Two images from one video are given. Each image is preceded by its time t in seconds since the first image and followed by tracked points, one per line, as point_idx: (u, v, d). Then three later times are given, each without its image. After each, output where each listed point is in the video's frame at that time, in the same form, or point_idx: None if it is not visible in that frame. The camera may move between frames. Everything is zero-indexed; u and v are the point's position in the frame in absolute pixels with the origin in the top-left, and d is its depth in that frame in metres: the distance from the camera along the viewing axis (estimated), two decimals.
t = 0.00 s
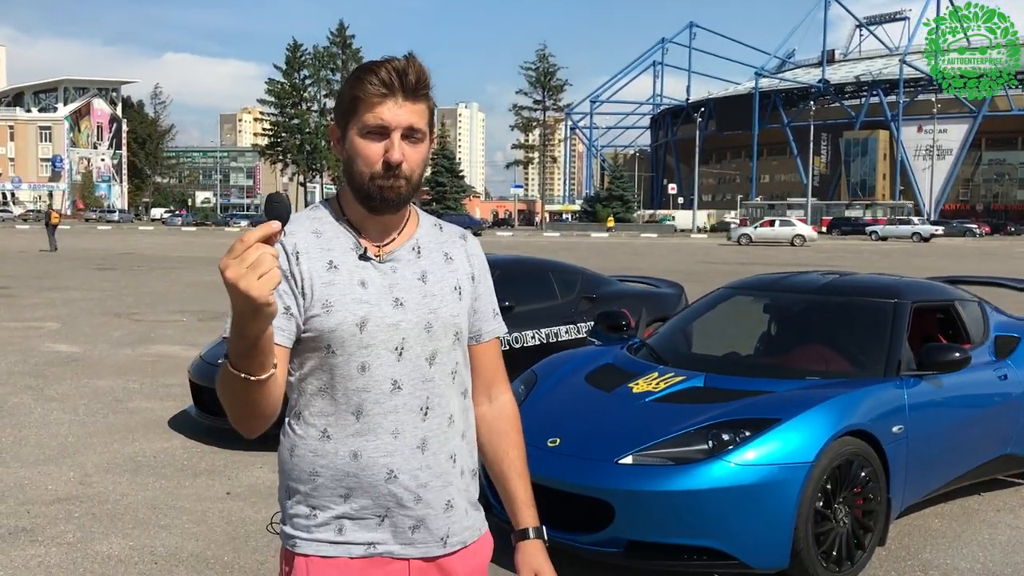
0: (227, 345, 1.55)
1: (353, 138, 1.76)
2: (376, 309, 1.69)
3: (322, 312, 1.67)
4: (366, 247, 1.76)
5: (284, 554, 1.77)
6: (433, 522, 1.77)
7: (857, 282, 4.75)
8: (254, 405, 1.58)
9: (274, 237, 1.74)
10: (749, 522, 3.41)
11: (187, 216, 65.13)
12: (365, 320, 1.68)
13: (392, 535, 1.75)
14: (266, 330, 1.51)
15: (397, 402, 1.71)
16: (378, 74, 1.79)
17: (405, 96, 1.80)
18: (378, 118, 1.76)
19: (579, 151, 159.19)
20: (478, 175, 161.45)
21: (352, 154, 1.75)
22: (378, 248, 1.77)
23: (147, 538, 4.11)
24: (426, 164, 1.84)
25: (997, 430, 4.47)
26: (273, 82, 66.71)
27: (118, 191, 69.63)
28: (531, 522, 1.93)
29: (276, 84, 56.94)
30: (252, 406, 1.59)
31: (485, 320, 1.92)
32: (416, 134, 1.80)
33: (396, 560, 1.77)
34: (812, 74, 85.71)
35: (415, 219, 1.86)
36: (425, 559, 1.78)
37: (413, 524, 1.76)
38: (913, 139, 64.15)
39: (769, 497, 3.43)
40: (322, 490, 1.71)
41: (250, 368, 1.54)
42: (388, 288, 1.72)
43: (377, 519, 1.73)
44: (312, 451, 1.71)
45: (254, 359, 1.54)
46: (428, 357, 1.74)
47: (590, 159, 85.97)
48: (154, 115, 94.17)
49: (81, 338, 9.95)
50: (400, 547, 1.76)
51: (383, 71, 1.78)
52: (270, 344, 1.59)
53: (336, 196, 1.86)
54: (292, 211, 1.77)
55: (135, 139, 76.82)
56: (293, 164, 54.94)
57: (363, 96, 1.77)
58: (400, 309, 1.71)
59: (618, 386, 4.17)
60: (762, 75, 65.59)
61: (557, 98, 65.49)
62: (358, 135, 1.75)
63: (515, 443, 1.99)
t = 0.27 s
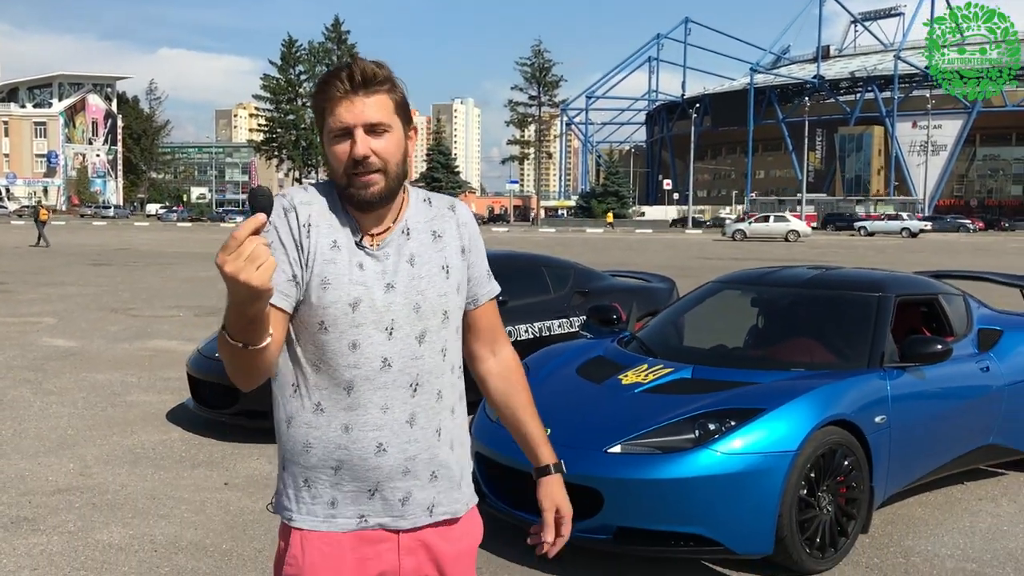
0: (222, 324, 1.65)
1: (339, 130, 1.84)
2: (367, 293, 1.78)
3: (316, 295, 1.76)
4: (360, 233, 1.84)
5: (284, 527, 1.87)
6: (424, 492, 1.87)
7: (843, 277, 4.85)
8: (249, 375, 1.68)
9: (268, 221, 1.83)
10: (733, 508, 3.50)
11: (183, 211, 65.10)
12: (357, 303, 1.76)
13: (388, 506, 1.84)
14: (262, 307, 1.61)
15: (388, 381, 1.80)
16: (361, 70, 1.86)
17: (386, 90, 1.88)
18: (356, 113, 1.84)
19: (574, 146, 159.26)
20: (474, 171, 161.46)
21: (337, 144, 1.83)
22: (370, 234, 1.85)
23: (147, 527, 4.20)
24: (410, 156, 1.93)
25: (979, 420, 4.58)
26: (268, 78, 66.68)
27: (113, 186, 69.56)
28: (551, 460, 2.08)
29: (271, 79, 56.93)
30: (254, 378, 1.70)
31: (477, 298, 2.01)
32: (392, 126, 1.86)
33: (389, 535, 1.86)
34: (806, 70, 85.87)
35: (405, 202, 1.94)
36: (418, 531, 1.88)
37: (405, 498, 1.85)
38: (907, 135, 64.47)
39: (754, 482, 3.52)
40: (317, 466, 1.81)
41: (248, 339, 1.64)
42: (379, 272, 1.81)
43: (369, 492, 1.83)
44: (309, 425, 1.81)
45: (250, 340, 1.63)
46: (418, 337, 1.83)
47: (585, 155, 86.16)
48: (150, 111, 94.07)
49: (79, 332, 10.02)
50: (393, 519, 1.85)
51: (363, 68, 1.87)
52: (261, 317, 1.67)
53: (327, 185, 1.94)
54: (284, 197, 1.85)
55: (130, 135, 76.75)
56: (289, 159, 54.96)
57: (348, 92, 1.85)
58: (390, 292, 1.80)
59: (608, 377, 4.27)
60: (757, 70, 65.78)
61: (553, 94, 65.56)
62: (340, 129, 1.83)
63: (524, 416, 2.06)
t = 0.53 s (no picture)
0: (211, 322, 1.70)
1: (324, 135, 1.90)
2: (357, 288, 1.85)
3: (308, 290, 1.82)
4: (348, 229, 1.90)
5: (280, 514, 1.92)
6: (414, 474, 1.93)
7: (828, 272, 4.94)
8: (240, 364, 1.72)
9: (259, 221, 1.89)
10: (719, 500, 3.58)
11: (178, 207, 65.03)
12: (347, 298, 1.83)
13: (381, 491, 1.90)
14: (247, 302, 1.66)
15: (379, 371, 1.87)
16: (347, 75, 1.92)
17: (370, 95, 1.94)
18: (341, 121, 1.90)
19: (570, 142, 159.37)
20: (469, 166, 161.38)
21: (322, 148, 1.90)
22: (358, 230, 1.92)
23: (144, 518, 4.27)
24: (394, 161, 1.99)
25: (964, 411, 4.66)
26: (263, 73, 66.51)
27: (108, 182, 69.40)
28: (538, 440, 2.12)
29: (266, 75, 56.83)
30: (253, 371, 1.77)
31: (464, 283, 2.07)
32: (377, 131, 1.92)
33: (382, 520, 1.92)
34: (802, 66, 85.94)
35: (391, 198, 2.01)
36: (412, 515, 1.94)
37: (396, 484, 1.92)
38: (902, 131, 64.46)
39: (739, 473, 3.60)
40: (311, 456, 1.88)
41: (234, 334, 1.69)
42: (369, 266, 1.88)
43: (361, 479, 1.89)
44: (306, 416, 1.87)
45: (245, 332, 1.69)
46: (406, 327, 1.89)
47: (581, 151, 86.18)
48: (145, 106, 93.85)
49: (74, 328, 10.07)
50: (386, 502, 1.91)
51: (348, 74, 1.93)
52: (253, 311, 1.74)
53: (316, 183, 2.00)
54: (274, 198, 1.91)
55: (125, 130, 76.58)
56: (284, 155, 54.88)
57: (334, 96, 1.91)
58: (379, 285, 1.86)
59: (597, 371, 4.36)
60: (753, 66, 65.85)
61: (548, 90, 65.56)
62: (325, 135, 1.89)
63: (515, 401, 2.11)
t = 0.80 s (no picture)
0: (198, 306, 1.75)
1: (308, 131, 1.96)
2: (340, 279, 1.92)
3: (293, 279, 1.89)
4: (328, 222, 1.96)
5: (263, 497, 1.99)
6: (392, 457, 1.99)
7: (814, 268, 5.00)
8: (223, 345, 1.78)
9: (243, 211, 1.96)
10: (699, 489, 3.65)
11: (173, 204, 64.95)
12: (325, 288, 1.90)
13: (357, 473, 1.96)
14: (232, 290, 1.72)
15: (360, 358, 1.94)
16: (335, 73, 1.99)
17: (355, 93, 2.00)
18: (329, 115, 1.96)
19: (568, 138, 159.52)
20: (465, 162, 161.35)
21: (304, 142, 1.96)
22: (338, 223, 1.98)
23: (136, 511, 4.32)
24: (378, 157, 2.05)
25: (944, 404, 4.74)
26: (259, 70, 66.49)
27: (103, 179, 69.25)
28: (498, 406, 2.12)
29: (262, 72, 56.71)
30: (241, 358, 1.83)
31: (441, 269, 2.11)
32: (363, 129, 1.98)
33: (362, 503, 1.98)
34: (798, 62, 86.04)
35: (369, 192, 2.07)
36: (390, 496, 2.00)
37: (373, 466, 1.98)
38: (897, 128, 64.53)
39: (719, 463, 3.67)
40: (294, 442, 1.94)
41: (220, 321, 1.74)
42: (351, 258, 1.94)
43: (340, 465, 1.96)
44: (288, 403, 1.94)
45: (231, 318, 1.75)
46: (384, 314, 1.96)
47: (577, 147, 86.25)
48: (141, 102, 93.66)
49: (70, 324, 10.12)
50: (367, 485, 1.97)
51: (331, 72, 2.00)
52: (237, 299, 1.80)
53: (302, 175, 2.06)
54: (259, 189, 1.98)
55: (120, 127, 76.44)
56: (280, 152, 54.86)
57: (319, 93, 1.97)
58: (357, 275, 1.93)
59: (584, 365, 4.42)
60: (749, 62, 65.88)
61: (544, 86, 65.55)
62: (309, 130, 1.96)
63: (486, 384, 2.14)
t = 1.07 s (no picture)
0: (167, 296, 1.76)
1: (307, 127, 1.98)
2: (323, 277, 1.98)
3: (273, 269, 1.95)
4: (317, 216, 2.01)
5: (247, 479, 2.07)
6: (374, 443, 2.05)
7: (799, 262, 5.07)
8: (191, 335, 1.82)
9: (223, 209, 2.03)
10: (682, 477, 3.72)
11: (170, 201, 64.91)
12: (310, 278, 1.96)
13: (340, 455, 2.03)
14: (192, 274, 1.73)
15: (348, 344, 2.00)
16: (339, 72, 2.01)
17: (367, 92, 2.04)
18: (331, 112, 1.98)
19: (565, 136, 159.67)
20: (463, 159, 161.43)
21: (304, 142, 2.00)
22: (324, 218, 2.03)
23: (130, 501, 4.39)
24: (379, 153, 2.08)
25: (928, 396, 4.81)
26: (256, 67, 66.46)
27: (100, 175, 69.07)
28: (495, 406, 2.25)
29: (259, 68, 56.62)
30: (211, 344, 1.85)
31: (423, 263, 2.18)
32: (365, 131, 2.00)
33: (345, 486, 2.04)
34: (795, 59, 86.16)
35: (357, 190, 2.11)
36: (375, 480, 2.07)
37: (353, 446, 2.04)
38: (894, 124, 64.56)
39: (702, 453, 3.74)
40: (283, 427, 2.00)
41: (185, 307, 1.75)
42: (335, 250, 2.00)
43: (326, 452, 2.01)
44: (274, 391, 2.00)
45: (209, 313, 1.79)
46: (365, 303, 2.02)
47: (574, 144, 86.25)
48: (137, 99, 93.50)
49: (65, 319, 10.18)
50: (350, 469, 2.03)
51: (348, 71, 2.02)
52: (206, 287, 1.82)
53: (296, 171, 2.11)
54: (247, 185, 2.03)
55: (117, 124, 76.30)
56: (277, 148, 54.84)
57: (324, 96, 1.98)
58: (341, 266, 1.99)
59: (572, 357, 4.49)
60: (746, 59, 65.93)
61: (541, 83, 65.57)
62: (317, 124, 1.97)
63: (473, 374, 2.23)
